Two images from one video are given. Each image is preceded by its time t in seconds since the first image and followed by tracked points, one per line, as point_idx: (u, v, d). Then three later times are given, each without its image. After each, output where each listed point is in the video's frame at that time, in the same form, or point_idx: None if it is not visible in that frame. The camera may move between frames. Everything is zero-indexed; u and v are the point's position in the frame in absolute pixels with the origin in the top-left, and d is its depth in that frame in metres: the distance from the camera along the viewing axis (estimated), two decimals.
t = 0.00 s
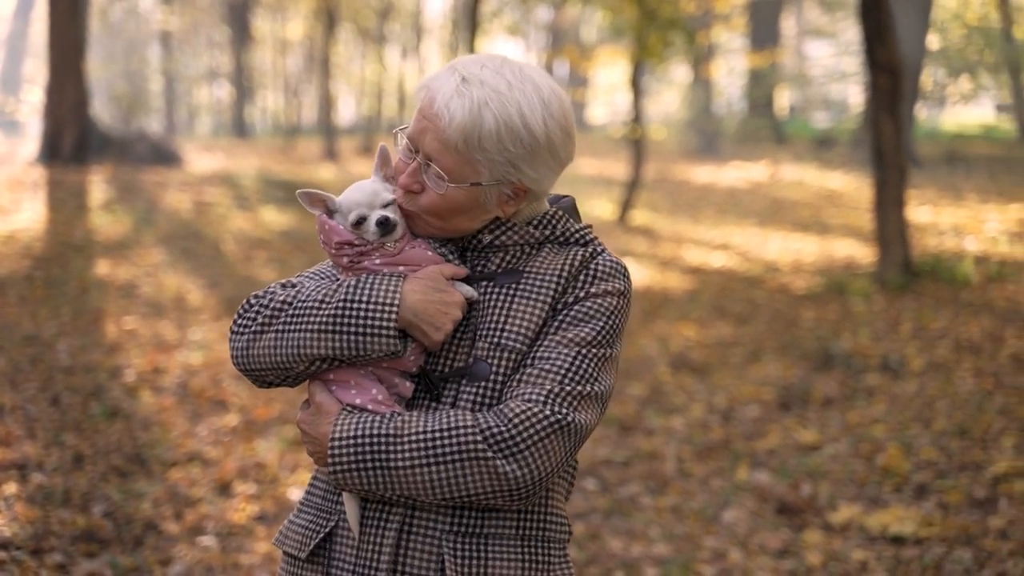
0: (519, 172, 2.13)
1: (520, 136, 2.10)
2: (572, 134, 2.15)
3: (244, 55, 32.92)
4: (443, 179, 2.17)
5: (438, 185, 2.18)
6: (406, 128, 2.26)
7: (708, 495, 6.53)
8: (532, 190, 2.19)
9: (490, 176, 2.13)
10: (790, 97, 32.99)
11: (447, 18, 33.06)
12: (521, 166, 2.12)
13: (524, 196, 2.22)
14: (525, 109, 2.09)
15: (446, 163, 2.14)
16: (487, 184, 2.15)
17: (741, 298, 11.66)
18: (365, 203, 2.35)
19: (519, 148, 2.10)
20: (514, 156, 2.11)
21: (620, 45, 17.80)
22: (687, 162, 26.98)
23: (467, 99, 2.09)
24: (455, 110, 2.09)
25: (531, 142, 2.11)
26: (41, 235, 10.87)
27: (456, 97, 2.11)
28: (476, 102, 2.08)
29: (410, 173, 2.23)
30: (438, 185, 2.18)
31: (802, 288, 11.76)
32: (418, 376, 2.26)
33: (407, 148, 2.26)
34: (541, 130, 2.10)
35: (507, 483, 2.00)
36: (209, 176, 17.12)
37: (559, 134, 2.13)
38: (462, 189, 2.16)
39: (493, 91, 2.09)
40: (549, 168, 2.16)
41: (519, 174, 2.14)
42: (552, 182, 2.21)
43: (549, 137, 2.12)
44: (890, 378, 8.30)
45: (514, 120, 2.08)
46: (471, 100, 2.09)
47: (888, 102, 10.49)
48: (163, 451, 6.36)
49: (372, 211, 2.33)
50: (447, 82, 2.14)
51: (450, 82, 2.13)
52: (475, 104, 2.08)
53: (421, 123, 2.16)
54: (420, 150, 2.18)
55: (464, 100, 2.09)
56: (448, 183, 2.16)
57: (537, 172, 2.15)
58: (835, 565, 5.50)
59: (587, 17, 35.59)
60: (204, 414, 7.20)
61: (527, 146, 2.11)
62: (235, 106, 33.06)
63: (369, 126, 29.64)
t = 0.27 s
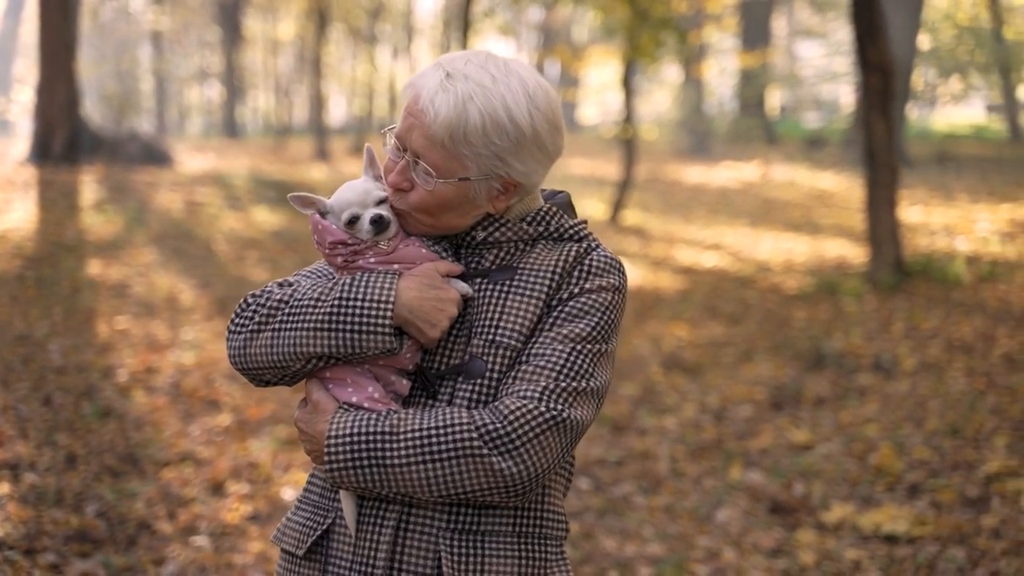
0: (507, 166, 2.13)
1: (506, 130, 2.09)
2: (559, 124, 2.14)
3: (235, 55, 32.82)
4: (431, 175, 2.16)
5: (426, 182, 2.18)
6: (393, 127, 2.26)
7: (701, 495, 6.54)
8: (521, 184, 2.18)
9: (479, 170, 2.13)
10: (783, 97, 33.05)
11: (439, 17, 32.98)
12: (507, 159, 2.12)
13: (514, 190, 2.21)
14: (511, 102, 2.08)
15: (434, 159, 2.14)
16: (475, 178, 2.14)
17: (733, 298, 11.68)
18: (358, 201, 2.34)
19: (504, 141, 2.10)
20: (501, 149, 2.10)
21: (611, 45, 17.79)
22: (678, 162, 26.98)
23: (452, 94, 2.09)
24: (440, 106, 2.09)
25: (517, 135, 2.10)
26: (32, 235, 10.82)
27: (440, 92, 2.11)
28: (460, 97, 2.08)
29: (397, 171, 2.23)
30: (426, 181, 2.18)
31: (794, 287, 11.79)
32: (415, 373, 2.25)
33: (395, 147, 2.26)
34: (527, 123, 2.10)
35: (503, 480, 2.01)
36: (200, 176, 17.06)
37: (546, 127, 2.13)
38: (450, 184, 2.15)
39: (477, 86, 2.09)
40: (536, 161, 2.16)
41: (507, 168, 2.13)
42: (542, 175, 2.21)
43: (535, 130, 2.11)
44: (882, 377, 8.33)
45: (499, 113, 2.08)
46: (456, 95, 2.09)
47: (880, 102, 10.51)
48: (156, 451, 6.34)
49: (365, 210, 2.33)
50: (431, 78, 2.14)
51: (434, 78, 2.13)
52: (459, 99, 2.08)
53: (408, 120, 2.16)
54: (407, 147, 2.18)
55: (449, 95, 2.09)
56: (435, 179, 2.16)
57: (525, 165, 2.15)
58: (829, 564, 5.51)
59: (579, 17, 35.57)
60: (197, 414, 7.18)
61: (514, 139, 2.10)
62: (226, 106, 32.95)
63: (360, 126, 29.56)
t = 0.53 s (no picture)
0: (500, 165, 2.13)
1: (498, 129, 2.09)
2: (552, 123, 2.14)
3: (226, 55, 32.74)
4: (424, 174, 2.16)
5: (419, 181, 2.17)
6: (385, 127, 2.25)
7: (694, 495, 6.55)
8: (514, 182, 2.18)
9: (472, 169, 2.13)
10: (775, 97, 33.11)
11: (430, 17, 32.97)
12: (500, 158, 2.12)
13: (506, 189, 2.21)
14: (503, 101, 2.08)
15: (427, 158, 2.13)
16: (469, 177, 2.14)
17: (725, 297, 11.70)
18: (351, 200, 2.37)
19: (497, 140, 2.10)
20: (494, 148, 2.10)
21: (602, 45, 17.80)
22: (669, 162, 27.00)
23: (445, 93, 2.09)
24: (432, 105, 2.09)
25: (510, 135, 2.10)
26: (23, 235, 10.77)
27: (433, 92, 2.10)
28: (453, 97, 2.08)
29: (390, 171, 2.22)
30: (420, 180, 2.17)
31: (785, 287, 11.81)
32: (410, 371, 2.25)
33: (387, 147, 2.25)
34: (520, 123, 2.10)
35: (500, 477, 2.01)
36: (192, 176, 17.01)
37: (538, 125, 2.12)
38: (443, 183, 2.15)
39: (470, 85, 2.09)
40: (529, 159, 2.16)
41: (500, 167, 2.13)
42: (534, 174, 2.21)
43: (527, 129, 2.11)
44: (873, 377, 8.35)
45: (493, 112, 2.08)
46: (448, 94, 2.08)
47: (872, 102, 10.55)
48: (148, 451, 6.32)
49: (358, 208, 2.35)
50: (423, 78, 2.14)
51: (427, 77, 2.12)
52: (452, 98, 2.08)
53: (401, 120, 2.16)
54: (400, 147, 2.17)
55: (441, 94, 2.09)
56: (428, 178, 2.15)
57: (518, 163, 2.15)
58: (822, 563, 5.52)
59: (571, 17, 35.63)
60: (189, 413, 7.16)
61: (507, 138, 2.10)
62: (216, 106, 32.86)
63: (351, 126, 29.51)
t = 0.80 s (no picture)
0: (495, 166, 2.13)
1: (494, 129, 2.09)
2: (547, 124, 2.15)
3: (218, 55, 32.68)
4: (420, 175, 2.16)
5: (415, 181, 2.18)
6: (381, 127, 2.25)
7: (687, 494, 6.56)
8: (509, 184, 2.18)
9: (467, 170, 2.13)
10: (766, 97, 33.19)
11: (422, 17, 32.95)
12: (495, 160, 2.12)
13: (502, 190, 2.21)
14: (499, 102, 2.08)
15: (422, 159, 2.13)
16: (464, 178, 2.14)
17: (717, 297, 11.72)
18: (347, 199, 2.36)
19: (492, 142, 2.10)
20: (490, 149, 2.10)
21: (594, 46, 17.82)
22: (661, 162, 27.04)
23: (440, 94, 2.09)
24: (428, 106, 2.09)
25: (505, 136, 2.10)
26: (13, 236, 10.73)
27: (429, 92, 2.10)
28: (449, 98, 2.08)
29: (385, 170, 2.23)
30: (415, 180, 2.18)
31: (777, 287, 11.84)
32: (407, 370, 2.26)
33: (383, 147, 2.25)
34: (515, 124, 2.10)
35: (498, 476, 2.01)
36: (183, 176, 16.98)
37: (533, 127, 2.13)
38: (439, 184, 2.15)
39: (466, 86, 2.09)
40: (524, 160, 2.16)
41: (495, 168, 2.14)
42: (530, 174, 2.21)
43: (523, 130, 2.11)
44: (865, 377, 8.37)
45: (488, 113, 2.08)
46: (444, 95, 2.08)
47: (863, 103, 10.59)
48: (141, 451, 6.31)
49: (354, 206, 2.34)
50: (418, 79, 2.14)
51: (423, 78, 2.13)
52: (447, 98, 2.08)
53: (396, 120, 2.16)
54: (396, 146, 2.17)
55: (438, 94, 2.09)
56: (424, 178, 2.16)
57: (512, 165, 2.15)
58: (816, 563, 5.54)
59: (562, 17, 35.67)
60: (182, 414, 7.15)
61: (502, 139, 2.10)
62: (207, 106, 32.79)
63: (343, 126, 29.48)
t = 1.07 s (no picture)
0: (495, 161, 2.13)
1: (494, 125, 2.09)
2: (547, 118, 2.15)
3: (209, 54, 32.58)
4: (421, 171, 2.15)
5: (416, 177, 2.17)
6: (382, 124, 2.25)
7: (681, 494, 6.57)
8: (510, 178, 2.18)
9: (467, 165, 2.13)
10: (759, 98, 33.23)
11: (414, 17, 32.90)
12: (496, 155, 2.12)
13: (503, 185, 2.21)
14: (498, 97, 2.08)
15: (423, 155, 2.13)
16: (464, 174, 2.14)
17: (709, 297, 11.74)
18: (345, 198, 2.35)
19: (493, 137, 2.10)
20: (490, 144, 2.10)
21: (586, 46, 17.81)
22: (653, 162, 27.04)
23: (440, 90, 2.09)
24: (428, 101, 2.09)
25: (506, 131, 2.10)
26: (5, 236, 10.68)
27: (429, 88, 2.10)
28: (448, 93, 2.08)
29: (386, 167, 2.21)
30: (416, 177, 2.17)
31: (770, 287, 11.86)
32: (405, 369, 2.25)
33: (383, 144, 2.24)
34: (515, 119, 2.10)
35: (499, 473, 2.01)
36: (175, 175, 16.91)
37: (533, 120, 2.13)
38: (440, 180, 2.15)
39: (465, 81, 2.09)
40: (524, 155, 2.16)
41: (496, 163, 2.13)
42: (530, 170, 2.21)
43: (522, 125, 2.11)
44: (858, 377, 8.39)
45: (488, 108, 2.08)
46: (444, 91, 2.09)
47: (855, 103, 10.61)
48: (134, 450, 6.29)
49: (352, 206, 2.34)
50: (419, 75, 2.14)
51: (423, 74, 2.13)
52: (448, 94, 2.08)
53: (397, 117, 2.16)
54: (397, 143, 2.17)
55: (437, 90, 2.09)
56: (425, 174, 2.15)
57: (513, 160, 2.15)
58: (810, 562, 5.55)
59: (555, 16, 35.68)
60: (175, 414, 7.13)
61: (502, 134, 2.10)
62: (199, 105, 32.70)
63: (335, 126, 29.41)
